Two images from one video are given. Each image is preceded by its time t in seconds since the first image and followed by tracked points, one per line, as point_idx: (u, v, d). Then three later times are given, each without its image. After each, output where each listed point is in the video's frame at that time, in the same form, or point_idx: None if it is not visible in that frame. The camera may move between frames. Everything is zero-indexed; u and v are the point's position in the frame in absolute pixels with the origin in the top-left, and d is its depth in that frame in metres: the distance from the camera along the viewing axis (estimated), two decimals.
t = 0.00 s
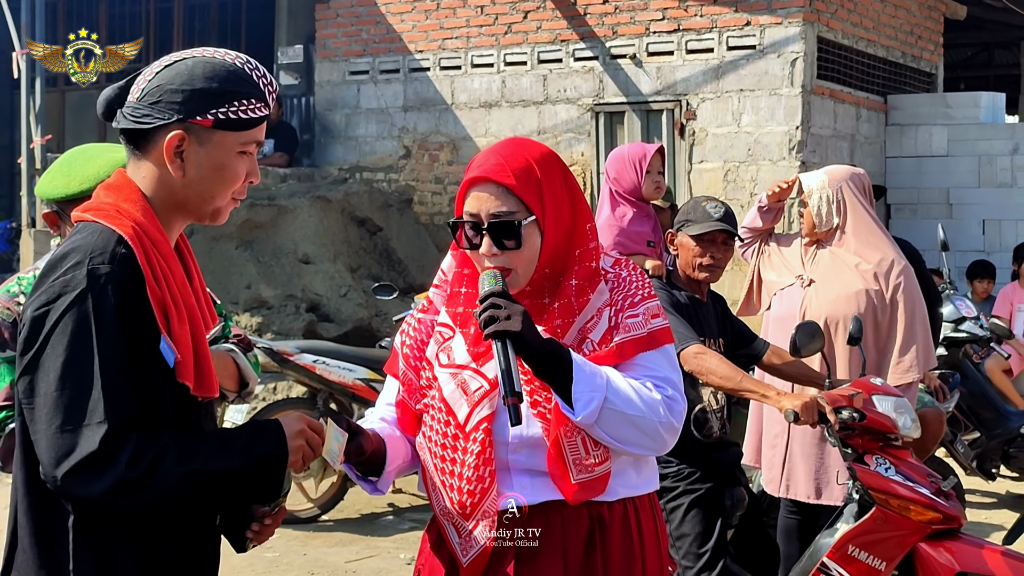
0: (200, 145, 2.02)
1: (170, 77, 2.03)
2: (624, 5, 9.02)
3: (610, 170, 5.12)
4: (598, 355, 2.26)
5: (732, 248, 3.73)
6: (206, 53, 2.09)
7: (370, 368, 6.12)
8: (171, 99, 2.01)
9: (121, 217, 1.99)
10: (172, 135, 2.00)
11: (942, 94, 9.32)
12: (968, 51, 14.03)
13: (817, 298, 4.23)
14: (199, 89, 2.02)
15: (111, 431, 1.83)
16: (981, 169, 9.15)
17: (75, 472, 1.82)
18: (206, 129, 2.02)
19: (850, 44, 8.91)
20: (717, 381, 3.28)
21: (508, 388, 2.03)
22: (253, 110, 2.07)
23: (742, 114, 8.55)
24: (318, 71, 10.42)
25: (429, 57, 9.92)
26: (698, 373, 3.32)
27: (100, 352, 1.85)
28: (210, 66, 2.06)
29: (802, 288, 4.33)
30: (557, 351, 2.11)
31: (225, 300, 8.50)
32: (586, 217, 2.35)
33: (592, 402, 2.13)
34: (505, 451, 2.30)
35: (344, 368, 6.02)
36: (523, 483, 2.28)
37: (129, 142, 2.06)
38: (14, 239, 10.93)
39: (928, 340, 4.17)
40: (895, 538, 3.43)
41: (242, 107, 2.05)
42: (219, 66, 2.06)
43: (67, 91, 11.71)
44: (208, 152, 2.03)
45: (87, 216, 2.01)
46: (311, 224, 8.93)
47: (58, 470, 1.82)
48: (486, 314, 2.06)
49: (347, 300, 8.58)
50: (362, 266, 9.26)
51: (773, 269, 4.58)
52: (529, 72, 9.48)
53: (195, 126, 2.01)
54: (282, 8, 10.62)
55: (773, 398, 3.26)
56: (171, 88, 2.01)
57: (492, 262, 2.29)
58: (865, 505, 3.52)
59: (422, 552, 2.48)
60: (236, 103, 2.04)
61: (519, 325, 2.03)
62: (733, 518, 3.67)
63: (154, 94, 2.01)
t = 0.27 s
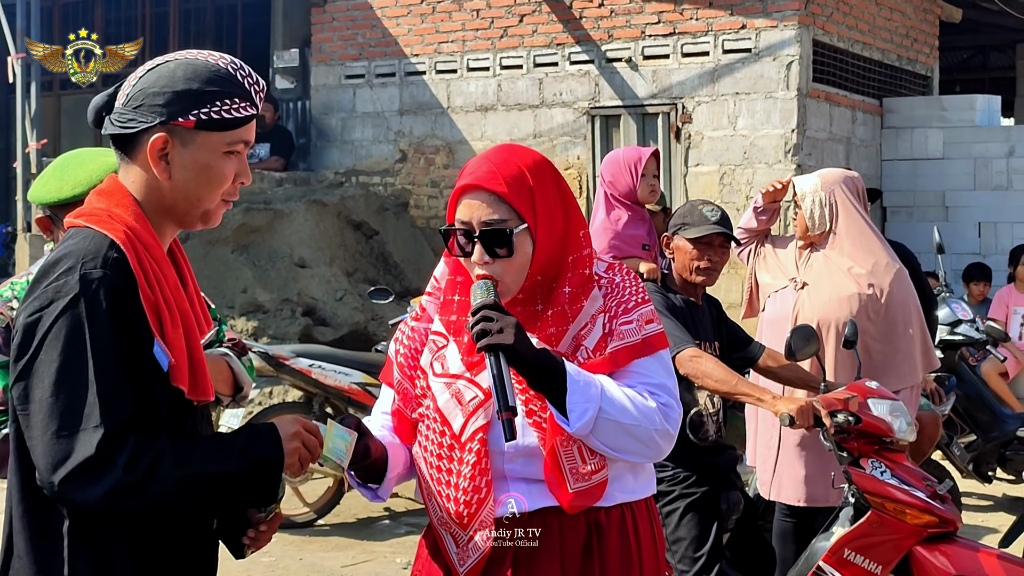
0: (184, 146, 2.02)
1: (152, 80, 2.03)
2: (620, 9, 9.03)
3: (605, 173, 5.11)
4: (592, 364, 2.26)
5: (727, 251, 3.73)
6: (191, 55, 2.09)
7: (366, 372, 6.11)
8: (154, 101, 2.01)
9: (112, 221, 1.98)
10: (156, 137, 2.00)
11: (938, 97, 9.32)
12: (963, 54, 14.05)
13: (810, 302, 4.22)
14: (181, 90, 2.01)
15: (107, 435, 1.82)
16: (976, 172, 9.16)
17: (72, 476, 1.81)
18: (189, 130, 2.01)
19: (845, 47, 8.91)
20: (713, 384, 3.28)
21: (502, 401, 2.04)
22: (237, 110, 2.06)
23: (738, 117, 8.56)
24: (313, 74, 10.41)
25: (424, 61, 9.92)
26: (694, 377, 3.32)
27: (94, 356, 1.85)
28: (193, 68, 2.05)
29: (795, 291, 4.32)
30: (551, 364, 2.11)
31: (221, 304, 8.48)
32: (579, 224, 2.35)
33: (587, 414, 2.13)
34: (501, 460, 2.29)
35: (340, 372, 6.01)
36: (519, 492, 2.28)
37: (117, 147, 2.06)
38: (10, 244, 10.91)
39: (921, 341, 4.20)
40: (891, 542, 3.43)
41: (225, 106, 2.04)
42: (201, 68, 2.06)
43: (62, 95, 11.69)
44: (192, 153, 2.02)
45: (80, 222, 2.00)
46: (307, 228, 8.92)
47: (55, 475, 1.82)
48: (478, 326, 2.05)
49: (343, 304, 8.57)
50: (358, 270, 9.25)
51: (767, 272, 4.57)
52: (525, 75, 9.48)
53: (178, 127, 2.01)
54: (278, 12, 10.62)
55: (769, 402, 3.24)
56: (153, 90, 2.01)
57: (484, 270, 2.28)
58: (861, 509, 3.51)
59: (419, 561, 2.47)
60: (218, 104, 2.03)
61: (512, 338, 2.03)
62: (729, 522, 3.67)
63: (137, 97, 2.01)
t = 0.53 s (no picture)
0: (178, 154, 2.01)
1: (148, 88, 2.03)
2: (616, 14, 9.03)
3: (601, 178, 5.11)
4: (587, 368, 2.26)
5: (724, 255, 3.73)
6: (187, 63, 2.09)
7: (362, 378, 6.10)
8: (148, 108, 2.01)
9: (107, 227, 1.98)
10: (150, 144, 2.00)
11: (934, 101, 9.33)
12: (960, 58, 14.07)
13: (806, 305, 4.22)
14: (177, 98, 2.00)
15: (92, 442, 1.81)
16: (973, 176, 9.17)
17: (56, 481, 1.80)
18: (183, 137, 2.00)
19: (841, 52, 8.92)
20: (708, 390, 3.28)
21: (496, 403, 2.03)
22: (233, 117, 2.05)
23: (734, 122, 8.56)
24: (310, 80, 10.41)
25: (421, 66, 9.92)
26: (690, 382, 3.31)
27: (82, 362, 1.84)
28: (189, 75, 2.05)
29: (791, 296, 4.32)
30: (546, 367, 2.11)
31: (218, 310, 8.47)
32: (576, 227, 2.34)
33: (581, 417, 2.12)
34: (496, 465, 2.29)
35: (336, 378, 6.00)
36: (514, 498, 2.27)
37: (115, 154, 2.06)
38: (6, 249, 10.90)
39: (920, 349, 4.17)
40: (888, 547, 3.42)
41: (222, 114, 2.03)
42: (198, 76, 2.05)
43: (59, 100, 11.68)
44: (186, 161, 2.02)
45: (75, 227, 1.99)
46: (304, 233, 8.91)
47: (38, 479, 1.81)
48: (472, 328, 2.05)
49: (339, 309, 8.56)
50: (355, 275, 9.24)
51: (764, 278, 4.58)
52: (521, 80, 9.48)
53: (172, 134, 2.00)
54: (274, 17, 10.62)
55: (765, 408, 3.23)
56: (148, 98, 2.01)
57: (479, 273, 2.27)
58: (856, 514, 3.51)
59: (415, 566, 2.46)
60: (213, 111, 2.02)
61: (506, 340, 2.03)
62: (726, 528, 3.65)
63: (132, 105, 2.02)
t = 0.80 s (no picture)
0: (168, 154, 2.01)
1: (135, 90, 2.03)
2: (615, 17, 9.03)
3: (598, 181, 5.10)
4: (587, 364, 2.25)
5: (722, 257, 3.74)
6: (175, 64, 2.09)
7: (361, 382, 6.10)
8: (137, 111, 2.00)
9: (103, 230, 1.98)
10: (140, 146, 1.99)
11: (933, 104, 9.34)
12: (960, 60, 14.07)
13: (806, 308, 4.20)
14: (165, 99, 2.01)
15: (84, 445, 1.81)
16: (972, 178, 9.16)
17: (47, 483, 1.80)
18: (172, 137, 2.00)
19: (840, 55, 8.92)
20: (707, 395, 3.27)
21: (494, 392, 2.03)
22: (222, 116, 2.05)
23: (733, 125, 8.56)
24: (309, 84, 10.41)
25: (420, 69, 9.92)
26: (688, 387, 3.30)
27: (75, 364, 1.83)
28: (175, 76, 2.05)
29: (789, 298, 4.30)
30: (542, 360, 2.11)
31: (217, 314, 8.46)
32: (578, 228, 2.34)
33: (580, 411, 2.11)
34: (494, 459, 2.28)
35: (335, 382, 6.00)
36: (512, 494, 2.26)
37: (108, 158, 2.05)
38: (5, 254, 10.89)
39: (916, 351, 4.22)
40: (888, 551, 3.41)
41: (210, 113, 2.03)
42: (183, 76, 2.05)
43: (58, 105, 11.68)
44: (176, 161, 2.01)
45: (71, 230, 1.99)
46: (303, 237, 8.91)
47: (29, 480, 1.81)
48: (472, 321, 2.06)
49: (339, 313, 8.56)
50: (355, 279, 9.24)
51: (759, 281, 4.55)
52: (520, 84, 9.48)
53: (161, 135, 2.00)
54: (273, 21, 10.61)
55: (763, 411, 3.23)
56: (137, 100, 2.01)
57: (481, 272, 2.27)
58: (856, 518, 3.50)
59: (413, 564, 2.46)
60: (202, 110, 2.02)
61: (504, 332, 2.03)
62: (725, 531, 3.64)
63: (123, 108, 2.02)
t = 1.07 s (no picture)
0: (174, 158, 2.02)
1: (143, 95, 2.04)
2: (623, 18, 9.03)
3: (605, 183, 5.10)
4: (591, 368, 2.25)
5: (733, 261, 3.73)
6: (182, 69, 2.10)
7: (370, 384, 6.11)
8: (144, 115, 2.01)
9: (110, 233, 1.98)
10: (147, 151, 2.00)
11: (943, 104, 9.30)
12: (969, 61, 14.01)
13: (812, 309, 4.20)
14: (171, 102, 2.01)
15: (91, 445, 1.81)
16: (982, 179, 9.12)
17: (54, 483, 1.81)
18: (178, 141, 2.01)
19: (849, 55, 8.89)
20: (713, 398, 3.26)
21: (497, 398, 2.03)
22: (227, 118, 2.05)
23: (742, 126, 8.54)
24: (318, 86, 10.43)
25: (429, 71, 9.93)
26: (695, 390, 3.30)
27: (83, 365, 1.84)
28: (181, 81, 2.05)
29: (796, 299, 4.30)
30: (547, 365, 2.11)
31: (226, 316, 8.48)
32: (584, 233, 2.34)
33: (584, 417, 2.11)
34: (498, 463, 2.28)
35: (344, 384, 6.01)
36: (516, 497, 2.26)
37: (116, 162, 2.06)
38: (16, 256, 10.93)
39: (926, 354, 4.18)
40: (898, 553, 3.40)
41: (215, 115, 2.04)
42: (190, 80, 2.06)
43: (68, 108, 11.73)
44: (183, 164, 2.02)
45: (80, 234, 2.00)
46: (312, 239, 8.93)
47: (38, 480, 1.82)
48: (475, 327, 2.06)
49: (348, 315, 8.57)
50: (363, 281, 9.25)
51: (767, 281, 4.55)
52: (529, 85, 9.48)
53: (167, 138, 2.01)
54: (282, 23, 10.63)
55: (771, 414, 3.20)
56: (143, 104, 2.02)
57: (485, 279, 2.28)
58: (864, 519, 3.49)
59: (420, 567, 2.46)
60: (207, 113, 2.03)
61: (507, 338, 2.03)
62: (733, 534, 3.63)
63: (129, 112, 2.03)
